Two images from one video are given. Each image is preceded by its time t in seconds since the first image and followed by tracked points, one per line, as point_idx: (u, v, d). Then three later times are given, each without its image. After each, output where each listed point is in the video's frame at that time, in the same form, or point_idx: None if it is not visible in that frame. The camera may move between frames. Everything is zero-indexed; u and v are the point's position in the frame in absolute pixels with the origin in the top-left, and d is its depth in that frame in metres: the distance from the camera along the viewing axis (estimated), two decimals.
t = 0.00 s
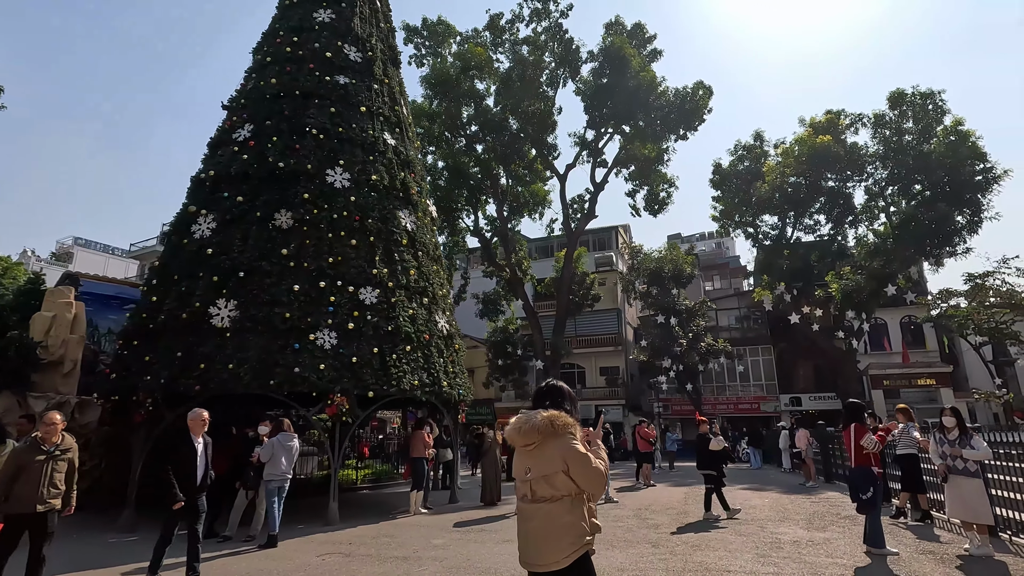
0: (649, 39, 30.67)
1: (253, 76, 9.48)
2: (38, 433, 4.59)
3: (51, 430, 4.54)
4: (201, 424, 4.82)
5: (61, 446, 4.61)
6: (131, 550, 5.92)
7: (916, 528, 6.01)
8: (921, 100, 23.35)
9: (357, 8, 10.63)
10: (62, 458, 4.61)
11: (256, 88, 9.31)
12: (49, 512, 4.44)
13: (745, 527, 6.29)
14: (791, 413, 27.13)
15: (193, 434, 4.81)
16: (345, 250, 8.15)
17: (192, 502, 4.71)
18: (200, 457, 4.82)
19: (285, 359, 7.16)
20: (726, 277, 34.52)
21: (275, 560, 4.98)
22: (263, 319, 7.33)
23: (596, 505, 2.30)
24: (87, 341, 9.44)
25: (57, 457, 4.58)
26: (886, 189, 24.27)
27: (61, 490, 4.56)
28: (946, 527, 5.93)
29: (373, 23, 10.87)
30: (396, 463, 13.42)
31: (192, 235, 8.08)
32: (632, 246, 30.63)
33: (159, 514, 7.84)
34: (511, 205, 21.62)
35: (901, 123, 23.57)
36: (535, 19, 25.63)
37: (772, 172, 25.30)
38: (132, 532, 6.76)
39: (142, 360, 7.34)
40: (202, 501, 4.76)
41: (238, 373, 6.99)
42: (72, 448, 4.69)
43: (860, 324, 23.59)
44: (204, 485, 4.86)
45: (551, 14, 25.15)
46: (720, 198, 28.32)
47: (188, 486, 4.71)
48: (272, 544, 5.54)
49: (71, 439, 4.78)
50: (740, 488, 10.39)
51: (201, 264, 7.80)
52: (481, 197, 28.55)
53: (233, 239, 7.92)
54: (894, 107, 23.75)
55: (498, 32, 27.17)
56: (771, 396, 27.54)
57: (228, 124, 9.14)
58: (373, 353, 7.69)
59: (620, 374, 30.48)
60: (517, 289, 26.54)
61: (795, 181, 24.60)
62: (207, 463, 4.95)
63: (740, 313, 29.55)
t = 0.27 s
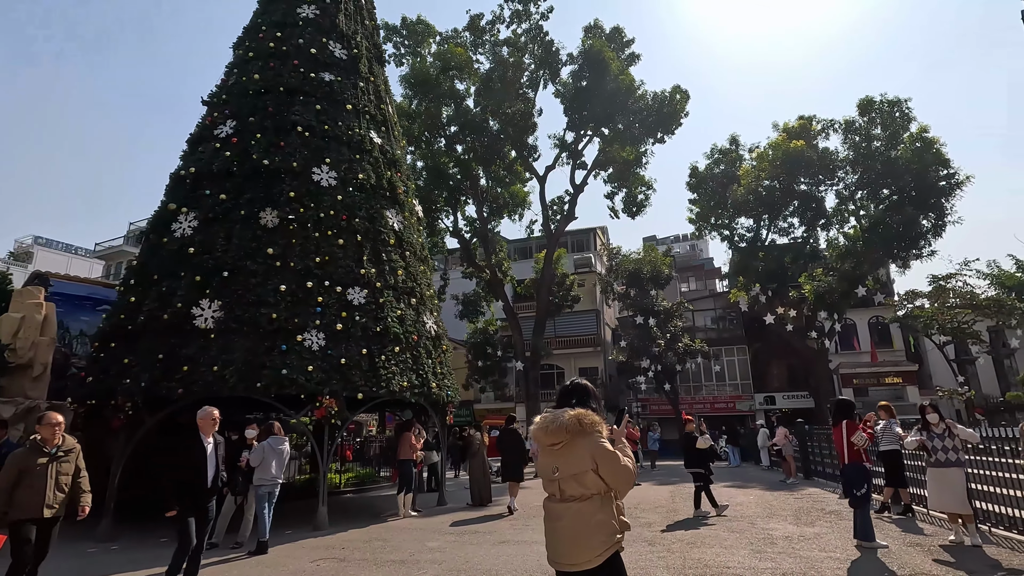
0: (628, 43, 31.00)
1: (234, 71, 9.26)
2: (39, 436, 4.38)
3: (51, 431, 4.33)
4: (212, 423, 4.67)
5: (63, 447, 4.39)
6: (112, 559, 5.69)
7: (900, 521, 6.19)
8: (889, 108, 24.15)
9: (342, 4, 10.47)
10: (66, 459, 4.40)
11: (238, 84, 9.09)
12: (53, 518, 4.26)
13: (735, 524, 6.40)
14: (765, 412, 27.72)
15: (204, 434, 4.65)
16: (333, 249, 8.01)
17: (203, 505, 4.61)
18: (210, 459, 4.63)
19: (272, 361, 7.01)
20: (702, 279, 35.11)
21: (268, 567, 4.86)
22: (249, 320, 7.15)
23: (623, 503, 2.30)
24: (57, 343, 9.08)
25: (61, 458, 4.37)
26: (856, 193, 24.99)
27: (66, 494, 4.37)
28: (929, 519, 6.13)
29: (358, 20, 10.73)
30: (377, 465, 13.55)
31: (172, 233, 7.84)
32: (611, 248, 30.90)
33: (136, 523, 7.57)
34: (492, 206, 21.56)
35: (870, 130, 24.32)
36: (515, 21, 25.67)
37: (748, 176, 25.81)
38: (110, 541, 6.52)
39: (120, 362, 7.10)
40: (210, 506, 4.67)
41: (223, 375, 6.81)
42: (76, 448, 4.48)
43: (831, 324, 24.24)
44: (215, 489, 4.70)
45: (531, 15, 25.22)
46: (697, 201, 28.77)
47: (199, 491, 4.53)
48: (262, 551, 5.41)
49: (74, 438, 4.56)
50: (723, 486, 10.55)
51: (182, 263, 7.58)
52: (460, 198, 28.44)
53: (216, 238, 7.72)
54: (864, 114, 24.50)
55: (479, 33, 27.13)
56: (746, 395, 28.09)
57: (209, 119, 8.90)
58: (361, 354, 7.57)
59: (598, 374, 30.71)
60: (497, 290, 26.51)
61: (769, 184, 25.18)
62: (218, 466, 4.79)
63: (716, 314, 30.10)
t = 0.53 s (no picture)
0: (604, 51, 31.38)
1: (213, 69, 9.02)
2: (35, 450, 4.11)
3: (52, 445, 4.08)
4: (214, 435, 4.54)
5: (61, 463, 4.18)
6: (83, 575, 5.44)
7: (879, 521, 6.39)
8: (854, 120, 25.02)
9: (324, 5, 10.32)
10: (63, 476, 4.19)
11: (217, 83, 8.87)
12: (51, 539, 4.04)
13: (721, 526, 6.50)
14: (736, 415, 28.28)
15: (204, 447, 4.49)
16: (317, 253, 7.87)
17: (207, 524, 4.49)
18: (211, 471, 4.48)
19: (254, 367, 6.83)
20: (675, 284, 35.68)
21: None
22: (230, 325, 6.97)
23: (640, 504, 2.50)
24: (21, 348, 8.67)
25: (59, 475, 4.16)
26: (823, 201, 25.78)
27: (62, 512, 4.16)
28: (905, 519, 6.35)
29: (340, 21, 10.59)
30: (354, 472, 13.43)
31: (148, 235, 7.59)
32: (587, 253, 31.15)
33: (104, 537, 7.25)
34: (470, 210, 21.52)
35: (836, 141, 25.15)
36: (493, 26, 25.72)
37: (721, 183, 26.38)
38: (79, 556, 6.22)
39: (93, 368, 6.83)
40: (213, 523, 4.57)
41: (204, 382, 6.61)
42: (73, 464, 4.27)
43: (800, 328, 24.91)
44: (218, 503, 4.57)
45: (509, 21, 25.31)
46: (671, 208, 29.24)
47: (202, 508, 4.42)
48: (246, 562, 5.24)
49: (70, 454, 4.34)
50: (703, 489, 10.71)
51: (159, 266, 7.34)
52: (437, 202, 28.27)
53: (194, 240, 7.50)
54: (830, 125, 25.33)
55: (457, 37, 27.12)
56: (718, 398, 28.62)
57: (186, 118, 8.64)
58: (346, 360, 7.45)
59: (574, 379, 30.87)
60: (474, 295, 26.42)
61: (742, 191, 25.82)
62: (220, 480, 4.65)
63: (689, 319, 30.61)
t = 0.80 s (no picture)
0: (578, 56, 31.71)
1: (187, 62, 8.73)
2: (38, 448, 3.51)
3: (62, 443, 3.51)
4: (215, 434, 4.45)
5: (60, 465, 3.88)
6: None
7: (854, 516, 6.60)
8: (819, 130, 25.91)
9: None
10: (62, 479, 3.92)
11: (192, 76, 8.60)
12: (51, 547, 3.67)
13: (704, 524, 6.61)
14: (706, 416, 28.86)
15: (207, 446, 4.42)
16: (297, 252, 7.69)
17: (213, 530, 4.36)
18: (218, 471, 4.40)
19: (233, 368, 6.64)
20: (646, 288, 36.23)
21: None
22: (207, 325, 6.75)
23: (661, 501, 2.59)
24: None
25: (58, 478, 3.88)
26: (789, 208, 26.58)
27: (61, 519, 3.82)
28: (879, 513, 6.58)
29: (320, 16, 10.40)
30: (328, 477, 13.20)
31: (119, 232, 7.29)
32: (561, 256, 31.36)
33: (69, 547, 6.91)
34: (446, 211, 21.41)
35: (802, 150, 26.00)
36: (470, 28, 25.70)
37: (692, 189, 26.94)
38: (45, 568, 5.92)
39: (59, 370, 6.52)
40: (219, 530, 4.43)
41: (180, 384, 6.38)
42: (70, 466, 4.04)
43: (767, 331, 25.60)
44: (224, 509, 4.44)
45: (486, 24, 25.34)
46: (643, 213, 29.70)
47: (211, 514, 4.31)
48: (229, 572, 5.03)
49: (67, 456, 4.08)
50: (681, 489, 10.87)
51: (131, 264, 7.06)
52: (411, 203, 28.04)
53: (169, 238, 7.24)
54: (797, 135, 26.17)
55: (432, 39, 26.99)
56: (689, 400, 29.14)
57: (159, 112, 8.35)
58: (328, 361, 7.30)
59: (548, 382, 31.00)
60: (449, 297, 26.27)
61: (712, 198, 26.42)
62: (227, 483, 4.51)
63: (660, 322, 31.11)
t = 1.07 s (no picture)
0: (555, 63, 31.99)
1: (163, 53, 8.43)
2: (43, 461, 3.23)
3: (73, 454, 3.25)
4: (227, 438, 4.23)
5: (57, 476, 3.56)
6: None
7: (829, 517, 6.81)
8: (786, 142, 26.76)
9: None
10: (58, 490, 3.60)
11: (168, 68, 8.30)
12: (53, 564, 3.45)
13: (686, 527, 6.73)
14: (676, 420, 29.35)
15: (217, 452, 4.18)
16: (278, 253, 7.50)
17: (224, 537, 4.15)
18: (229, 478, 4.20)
19: (211, 371, 6.44)
20: (618, 293, 36.69)
21: None
22: (184, 327, 6.53)
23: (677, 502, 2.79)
24: None
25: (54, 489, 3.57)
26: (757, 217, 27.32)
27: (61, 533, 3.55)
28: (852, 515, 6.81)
29: (302, 12, 10.20)
30: (300, 483, 12.89)
31: (89, 228, 6.98)
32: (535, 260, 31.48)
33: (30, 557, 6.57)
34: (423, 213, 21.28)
35: (770, 161, 26.80)
36: (448, 30, 25.63)
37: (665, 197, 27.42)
38: None
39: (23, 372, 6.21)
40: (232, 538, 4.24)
41: (155, 387, 6.16)
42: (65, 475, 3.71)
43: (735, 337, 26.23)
44: (234, 516, 4.26)
45: (465, 26, 25.33)
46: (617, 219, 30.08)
47: (219, 524, 4.10)
48: None
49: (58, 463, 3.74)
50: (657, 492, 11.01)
51: (102, 262, 6.77)
52: (386, 204, 27.71)
53: (143, 235, 6.97)
54: (766, 146, 26.96)
55: (410, 40, 26.81)
56: (659, 404, 29.57)
57: (133, 104, 8.03)
58: (309, 365, 7.14)
59: (520, 386, 31.03)
60: (423, 300, 26.04)
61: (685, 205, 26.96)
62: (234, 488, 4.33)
63: (632, 327, 31.53)
